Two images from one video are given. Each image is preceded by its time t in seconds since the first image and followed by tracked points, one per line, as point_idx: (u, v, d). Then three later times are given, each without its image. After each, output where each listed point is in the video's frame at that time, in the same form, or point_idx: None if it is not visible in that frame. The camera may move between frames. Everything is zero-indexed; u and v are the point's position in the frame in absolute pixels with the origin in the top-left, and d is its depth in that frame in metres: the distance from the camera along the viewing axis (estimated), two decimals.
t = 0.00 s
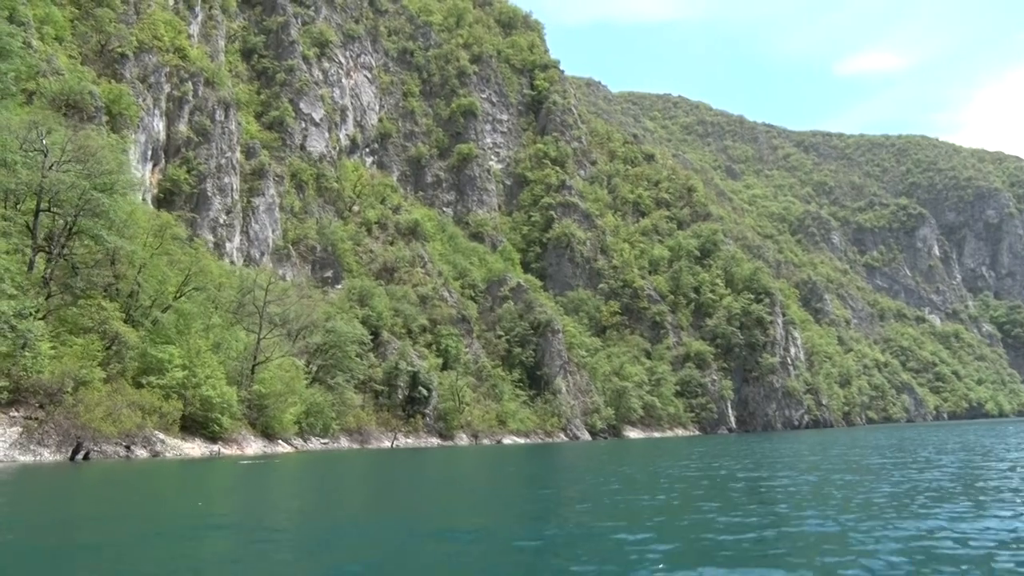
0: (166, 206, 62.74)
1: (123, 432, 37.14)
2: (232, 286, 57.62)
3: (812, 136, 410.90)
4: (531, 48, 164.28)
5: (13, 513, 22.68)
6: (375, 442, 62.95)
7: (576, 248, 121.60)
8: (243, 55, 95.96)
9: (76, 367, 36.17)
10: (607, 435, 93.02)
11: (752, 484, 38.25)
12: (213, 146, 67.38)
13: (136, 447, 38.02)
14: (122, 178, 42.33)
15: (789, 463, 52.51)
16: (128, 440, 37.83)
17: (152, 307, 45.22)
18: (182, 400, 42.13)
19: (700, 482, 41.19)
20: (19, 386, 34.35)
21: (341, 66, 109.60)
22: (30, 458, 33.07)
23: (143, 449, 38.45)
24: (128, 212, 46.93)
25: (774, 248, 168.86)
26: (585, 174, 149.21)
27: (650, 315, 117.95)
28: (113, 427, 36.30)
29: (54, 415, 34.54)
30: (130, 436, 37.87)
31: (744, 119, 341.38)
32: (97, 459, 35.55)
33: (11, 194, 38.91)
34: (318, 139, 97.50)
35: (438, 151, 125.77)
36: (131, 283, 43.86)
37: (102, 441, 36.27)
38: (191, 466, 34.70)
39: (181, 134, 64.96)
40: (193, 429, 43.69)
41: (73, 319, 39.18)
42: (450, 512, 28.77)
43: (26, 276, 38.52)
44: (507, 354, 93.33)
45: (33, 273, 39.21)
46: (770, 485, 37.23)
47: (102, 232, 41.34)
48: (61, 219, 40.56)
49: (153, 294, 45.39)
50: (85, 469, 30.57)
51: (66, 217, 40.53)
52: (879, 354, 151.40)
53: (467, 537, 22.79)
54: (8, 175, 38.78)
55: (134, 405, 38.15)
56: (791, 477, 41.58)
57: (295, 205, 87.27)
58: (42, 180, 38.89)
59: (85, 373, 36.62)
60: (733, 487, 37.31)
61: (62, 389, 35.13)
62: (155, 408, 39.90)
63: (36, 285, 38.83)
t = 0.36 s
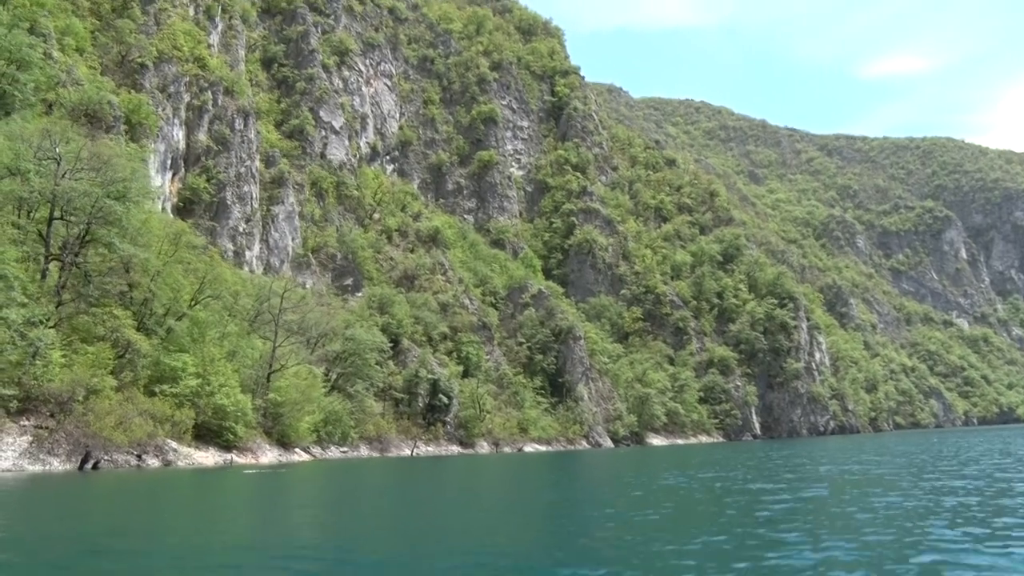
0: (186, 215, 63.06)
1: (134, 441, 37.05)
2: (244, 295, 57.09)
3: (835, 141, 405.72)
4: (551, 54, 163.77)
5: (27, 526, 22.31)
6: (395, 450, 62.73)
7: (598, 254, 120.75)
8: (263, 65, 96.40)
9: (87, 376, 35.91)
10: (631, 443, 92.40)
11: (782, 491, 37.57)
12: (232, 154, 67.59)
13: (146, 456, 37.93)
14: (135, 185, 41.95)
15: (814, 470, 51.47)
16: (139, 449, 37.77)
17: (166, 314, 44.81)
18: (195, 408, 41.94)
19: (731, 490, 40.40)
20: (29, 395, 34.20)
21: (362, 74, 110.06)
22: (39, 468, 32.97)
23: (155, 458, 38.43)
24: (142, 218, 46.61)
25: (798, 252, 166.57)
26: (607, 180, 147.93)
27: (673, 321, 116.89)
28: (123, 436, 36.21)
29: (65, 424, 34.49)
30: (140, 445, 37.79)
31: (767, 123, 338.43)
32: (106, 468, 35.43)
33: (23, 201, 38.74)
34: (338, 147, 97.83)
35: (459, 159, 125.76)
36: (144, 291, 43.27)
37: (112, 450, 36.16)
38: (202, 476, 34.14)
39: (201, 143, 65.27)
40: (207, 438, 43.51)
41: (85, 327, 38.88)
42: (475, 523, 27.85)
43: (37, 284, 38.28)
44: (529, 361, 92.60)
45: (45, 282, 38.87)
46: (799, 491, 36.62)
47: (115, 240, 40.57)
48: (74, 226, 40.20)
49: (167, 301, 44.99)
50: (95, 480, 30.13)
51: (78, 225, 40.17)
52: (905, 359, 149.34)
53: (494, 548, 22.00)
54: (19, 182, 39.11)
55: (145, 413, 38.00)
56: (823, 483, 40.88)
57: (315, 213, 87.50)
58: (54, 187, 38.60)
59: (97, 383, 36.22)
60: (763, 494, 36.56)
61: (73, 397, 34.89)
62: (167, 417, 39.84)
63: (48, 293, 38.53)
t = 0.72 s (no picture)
0: (193, 223, 63.29)
1: (131, 450, 36.70)
2: (247, 300, 56.55)
3: (847, 146, 403.20)
4: (561, 61, 163.34)
5: (24, 532, 22.08)
6: (402, 459, 62.53)
7: (608, 261, 120.21)
8: (272, 73, 96.58)
9: (83, 385, 35.63)
10: (641, 451, 91.88)
11: (789, 500, 37.11)
12: (240, 162, 67.64)
13: (145, 465, 37.63)
14: (135, 191, 41.54)
15: (823, 478, 50.90)
16: (138, 458, 37.48)
17: (167, 321, 44.54)
18: (194, 417, 41.61)
19: (740, 498, 39.88)
20: (24, 404, 33.96)
21: (371, 82, 110.31)
22: (34, 477, 32.77)
23: (153, 467, 38.06)
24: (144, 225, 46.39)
25: (810, 258, 165.13)
26: (617, 187, 147.32)
27: (683, 328, 116.22)
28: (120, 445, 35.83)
29: (61, 433, 34.23)
30: (139, 454, 37.51)
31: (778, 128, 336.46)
32: (102, 477, 35.04)
33: (20, 209, 38.71)
34: (346, 155, 98.02)
35: (468, 166, 125.73)
36: (144, 298, 43.06)
37: (109, 459, 35.84)
38: (202, 485, 33.85)
39: (208, 151, 65.35)
40: (207, 446, 43.18)
41: (83, 334, 38.85)
42: (481, 532, 27.36)
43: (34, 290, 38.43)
44: (538, 369, 92.11)
45: (42, 288, 39.02)
46: (809, 500, 36.13)
47: (114, 247, 40.60)
48: (72, 233, 40.12)
49: (168, 309, 44.74)
50: (93, 488, 29.99)
51: (76, 232, 40.09)
52: (920, 365, 147.98)
53: (494, 557, 21.57)
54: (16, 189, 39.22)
55: (143, 421, 37.69)
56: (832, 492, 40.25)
57: (323, 221, 87.51)
58: (50, 195, 38.51)
59: (95, 390, 36.11)
60: (773, 502, 36.08)
61: (69, 405, 34.67)
62: (166, 425, 39.53)
63: (45, 301, 38.47)
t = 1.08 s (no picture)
0: (205, 234, 63.43)
1: (133, 460, 36.44)
2: (256, 310, 56.26)
3: (864, 154, 400.17)
4: (574, 70, 163.02)
5: (25, 541, 21.93)
6: (414, 470, 62.42)
7: (622, 270, 119.61)
8: (285, 84, 96.95)
9: (86, 394, 35.49)
10: (656, 461, 91.10)
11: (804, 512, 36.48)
12: (252, 173, 67.86)
13: (147, 475, 37.41)
14: (140, 200, 41.89)
15: (838, 490, 50.25)
16: (141, 468, 37.27)
17: (172, 331, 44.36)
18: (199, 427, 41.37)
19: (754, 510, 39.27)
20: (25, 414, 33.74)
21: (383, 92, 110.66)
22: (34, 488, 32.56)
23: (156, 478, 37.77)
24: (149, 235, 46.48)
25: (827, 267, 163.52)
26: (631, 196, 146.61)
27: (699, 337, 115.20)
28: (122, 456, 35.58)
29: (62, 443, 34.05)
30: (142, 464, 37.31)
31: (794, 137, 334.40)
32: (101, 488, 34.78)
33: (25, 218, 38.82)
34: (359, 165, 98.17)
35: (482, 176, 125.61)
36: (149, 307, 42.89)
37: (111, 469, 35.64)
38: (206, 496, 33.43)
39: (220, 162, 65.67)
40: (212, 457, 42.90)
41: (86, 343, 38.54)
42: (495, 544, 26.68)
43: (38, 297, 38.25)
44: (552, 379, 91.53)
45: (45, 295, 38.91)
46: (824, 512, 35.54)
47: (119, 257, 40.50)
48: (77, 242, 40.28)
49: (173, 318, 44.62)
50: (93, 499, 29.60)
51: (82, 240, 40.21)
52: (939, 374, 146.24)
53: (504, 571, 20.85)
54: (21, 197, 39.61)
55: (146, 431, 37.47)
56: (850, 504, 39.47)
57: (336, 231, 87.65)
58: (56, 202, 38.76)
59: (97, 399, 35.97)
60: (787, 515, 35.49)
61: (70, 414, 34.50)
62: (170, 435, 39.31)
63: (49, 309, 38.30)
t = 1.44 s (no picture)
0: (220, 249, 63.66)
1: (141, 476, 36.44)
2: (268, 324, 56.01)
3: (883, 158, 396.17)
4: (588, 80, 162.66)
5: (33, 560, 21.71)
6: (431, 484, 62.35)
7: (640, 280, 118.78)
8: (299, 100, 97.40)
9: (92, 411, 35.38)
10: (676, 472, 90.03)
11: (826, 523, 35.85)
12: (265, 188, 68.18)
13: (155, 492, 37.29)
14: (148, 215, 41.47)
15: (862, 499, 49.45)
16: (148, 484, 37.16)
17: (181, 346, 44.11)
18: (207, 443, 41.19)
19: (775, 521, 38.62)
20: (30, 430, 33.59)
21: (397, 106, 110.98)
22: (39, 505, 32.52)
23: (164, 494, 37.70)
24: (157, 250, 46.09)
25: (848, 273, 161.48)
26: (647, 206, 145.58)
27: (718, 347, 113.93)
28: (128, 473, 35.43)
29: (69, 460, 33.92)
30: (150, 481, 37.21)
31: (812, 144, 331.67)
32: (106, 506, 34.66)
33: (32, 235, 38.48)
34: (374, 179, 98.28)
35: (497, 188, 125.44)
36: (158, 322, 42.67)
37: (117, 487, 35.55)
38: (215, 512, 33.18)
39: (234, 178, 66.15)
40: (223, 473, 42.80)
41: (93, 359, 38.58)
42: (510, 559, 26.11)
43: (44, 315, 37.85)
44: (570, 391, 90.80)
45: (52, 311, 38.65)
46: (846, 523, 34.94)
47: (126, 272, 40.34)
48: (85, 258, 39.97)
49: (183, 334, 44.32)
50: (99, 517, 29.35)
51: (89, 256, 39.82)
52: (964, 380, 144.05)
53: None
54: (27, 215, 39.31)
55: (153, 447, 37.33)
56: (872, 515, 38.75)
57: (351, 245, 87.77)
58: (64, 218, 38.31)
59: (102, 416, 35.82)
60: (808, 526, 34.87)
61: (76, 431, 34.26)
62: (178, 451, 39.15)
63: (55, 325, 38.09)
